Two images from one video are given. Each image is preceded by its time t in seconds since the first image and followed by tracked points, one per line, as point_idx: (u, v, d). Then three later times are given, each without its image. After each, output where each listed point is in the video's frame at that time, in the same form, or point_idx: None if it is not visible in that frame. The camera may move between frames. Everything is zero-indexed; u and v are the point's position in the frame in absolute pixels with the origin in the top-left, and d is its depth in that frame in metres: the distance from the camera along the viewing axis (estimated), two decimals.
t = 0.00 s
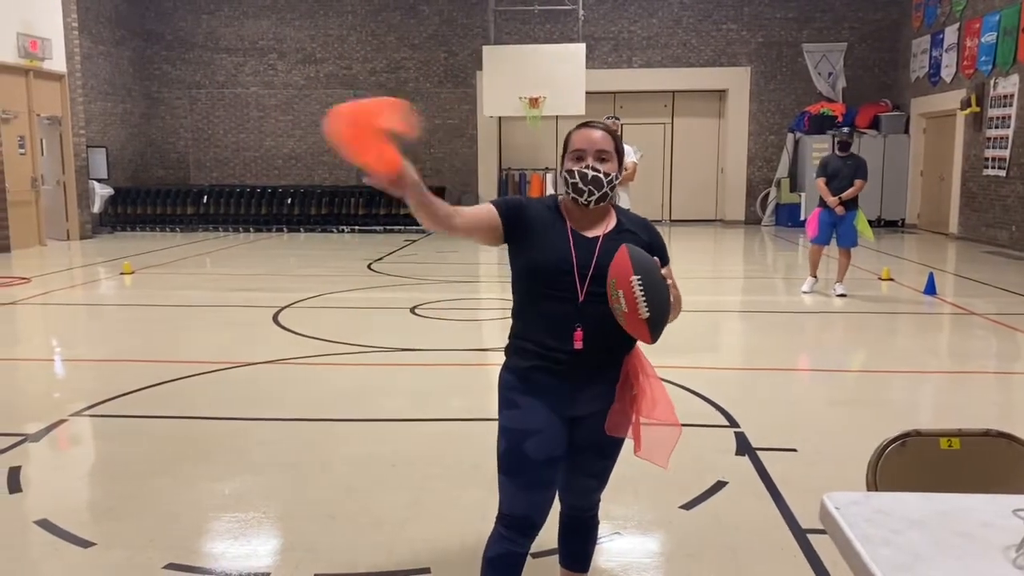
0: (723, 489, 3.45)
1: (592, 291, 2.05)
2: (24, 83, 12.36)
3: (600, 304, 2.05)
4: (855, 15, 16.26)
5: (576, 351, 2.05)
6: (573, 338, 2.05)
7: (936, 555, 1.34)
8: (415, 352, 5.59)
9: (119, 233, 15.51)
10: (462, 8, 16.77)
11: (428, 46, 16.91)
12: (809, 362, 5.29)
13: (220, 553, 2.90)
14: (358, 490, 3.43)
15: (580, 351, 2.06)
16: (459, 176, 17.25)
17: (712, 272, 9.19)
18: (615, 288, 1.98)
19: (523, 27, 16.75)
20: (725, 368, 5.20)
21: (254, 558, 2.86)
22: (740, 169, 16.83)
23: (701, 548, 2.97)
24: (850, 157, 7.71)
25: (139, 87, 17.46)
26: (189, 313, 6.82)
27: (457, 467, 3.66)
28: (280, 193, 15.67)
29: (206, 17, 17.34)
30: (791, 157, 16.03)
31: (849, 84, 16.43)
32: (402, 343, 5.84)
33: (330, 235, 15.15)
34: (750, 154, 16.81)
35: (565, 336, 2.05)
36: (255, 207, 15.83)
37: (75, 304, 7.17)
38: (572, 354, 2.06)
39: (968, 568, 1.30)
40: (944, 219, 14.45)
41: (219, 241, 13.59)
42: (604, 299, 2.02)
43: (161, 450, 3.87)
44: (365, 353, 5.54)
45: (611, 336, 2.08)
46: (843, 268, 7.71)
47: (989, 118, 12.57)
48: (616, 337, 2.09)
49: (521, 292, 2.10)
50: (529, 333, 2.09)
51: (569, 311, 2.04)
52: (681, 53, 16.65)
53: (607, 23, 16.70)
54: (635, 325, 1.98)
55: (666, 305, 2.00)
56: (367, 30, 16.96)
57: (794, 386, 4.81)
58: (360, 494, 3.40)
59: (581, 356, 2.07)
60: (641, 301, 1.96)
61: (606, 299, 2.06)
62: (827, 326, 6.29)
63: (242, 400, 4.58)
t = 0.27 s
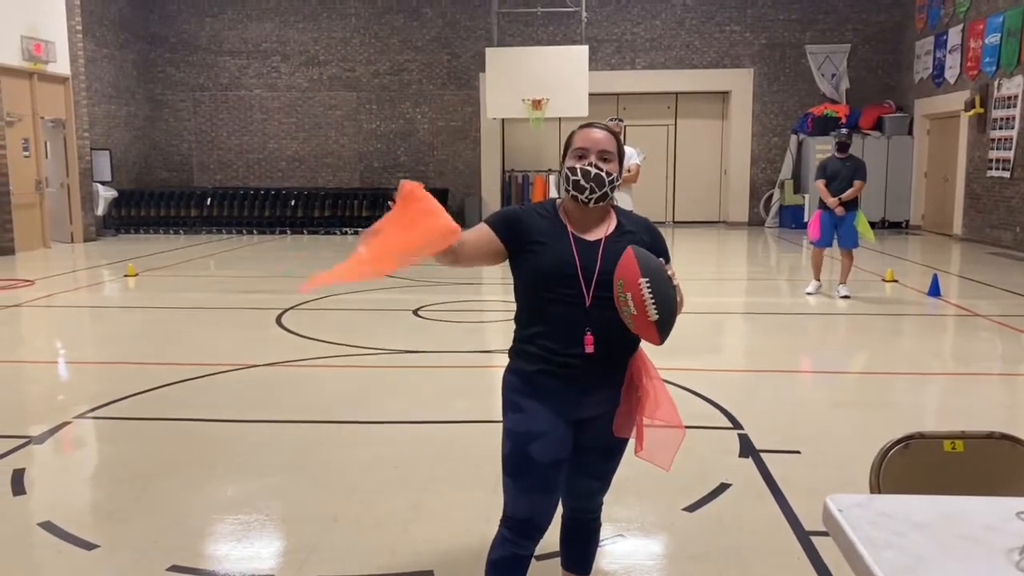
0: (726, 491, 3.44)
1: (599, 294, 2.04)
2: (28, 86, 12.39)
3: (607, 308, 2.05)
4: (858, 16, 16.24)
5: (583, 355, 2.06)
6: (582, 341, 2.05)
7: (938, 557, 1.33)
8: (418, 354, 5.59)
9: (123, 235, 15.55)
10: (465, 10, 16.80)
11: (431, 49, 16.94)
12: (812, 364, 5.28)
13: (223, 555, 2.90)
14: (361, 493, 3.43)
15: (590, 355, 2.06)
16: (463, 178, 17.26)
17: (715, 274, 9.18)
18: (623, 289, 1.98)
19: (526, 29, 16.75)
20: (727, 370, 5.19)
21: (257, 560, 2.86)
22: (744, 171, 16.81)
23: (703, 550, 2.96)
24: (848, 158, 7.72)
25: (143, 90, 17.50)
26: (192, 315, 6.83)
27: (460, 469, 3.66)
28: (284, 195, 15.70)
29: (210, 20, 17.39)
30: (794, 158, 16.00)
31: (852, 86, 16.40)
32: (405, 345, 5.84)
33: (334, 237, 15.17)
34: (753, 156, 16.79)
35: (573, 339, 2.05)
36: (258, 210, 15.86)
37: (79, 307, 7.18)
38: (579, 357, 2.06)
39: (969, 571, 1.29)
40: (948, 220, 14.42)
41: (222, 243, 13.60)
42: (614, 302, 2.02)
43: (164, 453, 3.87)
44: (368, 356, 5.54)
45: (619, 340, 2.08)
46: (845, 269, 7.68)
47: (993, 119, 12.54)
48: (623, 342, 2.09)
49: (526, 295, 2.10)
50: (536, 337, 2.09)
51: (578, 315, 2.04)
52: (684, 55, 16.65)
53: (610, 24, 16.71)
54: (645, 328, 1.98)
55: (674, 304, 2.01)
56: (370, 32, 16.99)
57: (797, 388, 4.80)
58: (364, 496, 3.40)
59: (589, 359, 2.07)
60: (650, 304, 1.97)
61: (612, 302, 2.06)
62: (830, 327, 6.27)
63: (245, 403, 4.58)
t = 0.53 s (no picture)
0: (727, 495, 3.44)
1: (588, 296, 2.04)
2: (30, 91, 12.42)
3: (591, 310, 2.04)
4: (859, 19, 16.23)
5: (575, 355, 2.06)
6: (575, 343, 2.05)
7: (939, 562, 1.33)
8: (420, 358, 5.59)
9: (125, 239, 15.58)
10: (466, 14, 16.82)
11: (432, 52, 16.96)
12: (813, 367, 5.28)
13: (225, 559, 2.91)
14: (363, 496, 3.43)
15: (588, 357, 2.07)
16: (464, 181, 17.27)
17: (716, 277, 9.19)
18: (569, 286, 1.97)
19: (527, 32, 16.77)
20: (729, 373, 5.19)
21: (258, 564, 2.87)
22: (745, 173, 16.81)
23: (704, 553, 2.96)
24: (843, 161, 7.74)
25: (145, 94, 17.54)
26: (194, 319, 6.84)
27: (461, 472, 3.66)
28: (285, 198, 15.71)
29: (212, 24, 17.43)
30: (796, 161, 15.98)
31: (854, 88, 16.39)
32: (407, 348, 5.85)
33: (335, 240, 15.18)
34: (755, 158, 16.79)
35: (565, 341, 2.06)
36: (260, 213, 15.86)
37: (82, 311, 7.20)
38: (573, 358, 2.07)
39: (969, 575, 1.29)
40: (950, 221, 14.41)
41: (223, 247, 13.62)
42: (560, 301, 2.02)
43: (166, 457, 3.88)
44: (370, 359, 5.55)
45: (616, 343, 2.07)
46: (844, 272, 7.69)
47: (995, 121, 12.53)
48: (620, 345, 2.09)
49: (526, 294, 2.14)
50: (532, 336, 2.12)
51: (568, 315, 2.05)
52: (685, 58, 16.65)
53: (611, 28, 16.72)
54: (580, 327, 1.94)
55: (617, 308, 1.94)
56: (372, 36, 17.01)
57: (798, 392, 4.80)
58: (365, 500, 3.40)
59: (585, 361, 2.07)
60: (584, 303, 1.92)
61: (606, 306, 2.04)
62: (832, 330, 6.27)
63: (247, 406, 4.59)
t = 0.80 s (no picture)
0: (728, 498, 3.43)
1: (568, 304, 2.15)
2: (31, 95, 12.45)
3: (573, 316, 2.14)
4: (859, 21, 16.24)
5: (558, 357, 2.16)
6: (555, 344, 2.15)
7: (939, 566, 1.32)
8: (421, 361, 5.60)
9: (126, 243, 15.60)
10: (466, 18, 16.84)
11: (432, 56, 16.98)
12: (813, 369, 5.27)
13: (225, 563, 2.91)
14: (364, 500, 3.43)
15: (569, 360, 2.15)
16: (464, 184, 17.29)
17: (717, 279, 9.18)
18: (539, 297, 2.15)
19: (527, 36, 16.80)
20: (729, 375, 5.19)
21: (258, 568, 2.87)
22: (746, 175, 16.81)
23: (705, 557, 2.96)
24: (837, 163, 7.70)
25: (146, 98, 17.58)
26: (195, 323, 6.85)
27: (462, 476, 3.66)
28: (286, 202, 15.72)
29: (212, 28, 17.47)
30: (796, 163, 15.98)
31: (855, 90, 16.39)
32: (408, 352, 5.85)
33: (336, 244, 15.19)
34: (756, 161, 16.79)
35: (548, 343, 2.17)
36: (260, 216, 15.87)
37: (83, 315, 7.21)
38: (558, 361, 2.18)
39: None
40: (951, 223, 14.40)
41: (223, 251, 13.62)
42: (536, 311, 2.18)
43: (167, 460, 3.88)
44: (371, 363, 5.55)
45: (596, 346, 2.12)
46: (842, 274, 7.69)
47: (995, 123, 12.52)
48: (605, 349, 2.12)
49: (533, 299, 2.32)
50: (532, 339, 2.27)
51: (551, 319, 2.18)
52: (685, 61, 16.67)
53: (611, 31, 16.73)
54: (548, 335, 2.12)
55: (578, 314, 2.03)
56: (372, 40, 17.04)
57: (798, 394, 4.80)
58: (366, 504, 3.40)
59: (568, 363, 2.16)
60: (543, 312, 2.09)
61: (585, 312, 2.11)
62: (832, 333, 6.26)
63: (248, 410, 4.60)
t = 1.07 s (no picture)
0: (728, 502, 3.43)
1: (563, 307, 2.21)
2: (31, 100, 12.46)
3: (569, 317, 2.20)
4: (858, 24, 16.26)
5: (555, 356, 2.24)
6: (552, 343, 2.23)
7: (938, 569, 1.32)
8: (420, 365, 5.60)
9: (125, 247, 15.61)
10: (465, 22, 16.86)
11: (432, 60, 17.00)
12: (812, 372, 5.27)
13: (225, 567, 2.91)
14: (363, 504, 3.43)
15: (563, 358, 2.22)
16: (463, 188, 17.30)
17: (717, 282, 9.19)
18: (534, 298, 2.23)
19: (526, 40, 16.82)
20: (728, 378, 5.19)
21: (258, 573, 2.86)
22: (745, 178, 16.83)
23: (705, 561, 2.95)
24: (831, 167, 7.71)
25: (146, 102, 17.59)
26: (194, 327, 6.84)
27: (461, 480, 3.66)
28: (286, 206, 15.73)
29: (212, 32, 17.49)
30: (795, 166, 15.98)
31: (854, 93, 16.41)
32: (407, 355, 5.85)
33: (336, 247, 15.19)
34: (755, 164, 16.81)
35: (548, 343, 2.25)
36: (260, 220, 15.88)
37: (82, 319, 7.21)
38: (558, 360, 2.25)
39: None
40: (950, 226, 14.40)
41: (223, 255, 13.63)
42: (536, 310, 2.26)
43: (167, 465, 3.88)
44: (370, 366, 5.55)
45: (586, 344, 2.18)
46: (840, 276, 7.68)
47: (994, 126, 12.53)
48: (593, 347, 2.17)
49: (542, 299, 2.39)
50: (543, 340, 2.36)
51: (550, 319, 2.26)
52: (684, 64, 16.68)
53: (610, 34, 16.75)
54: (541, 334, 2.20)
55: (570, 314, 2.09)
56: (372, 44, 17.06)
57: (798, 397, 4.79)
58: (366, 508, 3.40)
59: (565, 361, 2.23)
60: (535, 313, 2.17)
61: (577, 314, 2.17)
62: (832, 336, 6.26)
63: (248, 414, 4.59)
